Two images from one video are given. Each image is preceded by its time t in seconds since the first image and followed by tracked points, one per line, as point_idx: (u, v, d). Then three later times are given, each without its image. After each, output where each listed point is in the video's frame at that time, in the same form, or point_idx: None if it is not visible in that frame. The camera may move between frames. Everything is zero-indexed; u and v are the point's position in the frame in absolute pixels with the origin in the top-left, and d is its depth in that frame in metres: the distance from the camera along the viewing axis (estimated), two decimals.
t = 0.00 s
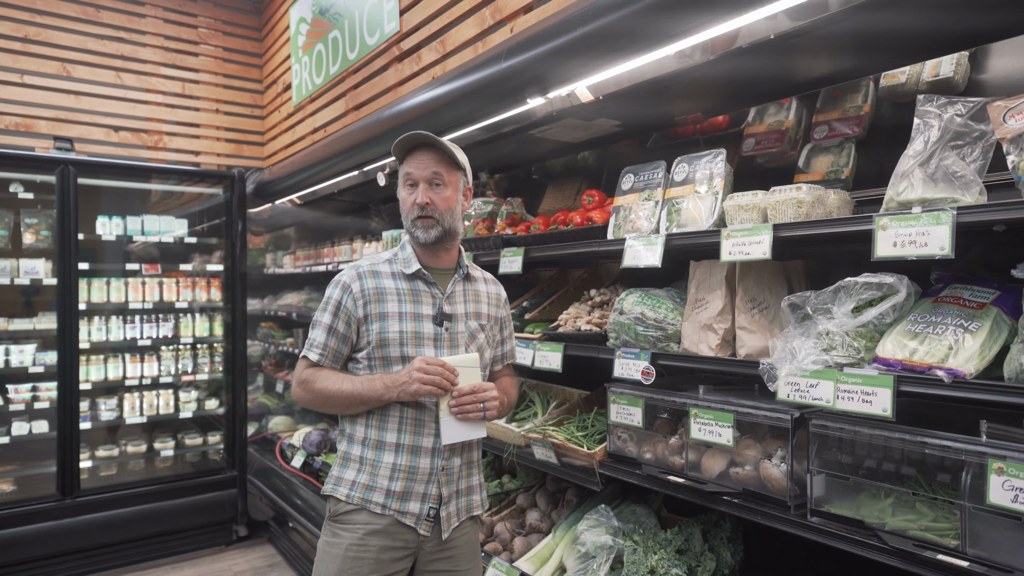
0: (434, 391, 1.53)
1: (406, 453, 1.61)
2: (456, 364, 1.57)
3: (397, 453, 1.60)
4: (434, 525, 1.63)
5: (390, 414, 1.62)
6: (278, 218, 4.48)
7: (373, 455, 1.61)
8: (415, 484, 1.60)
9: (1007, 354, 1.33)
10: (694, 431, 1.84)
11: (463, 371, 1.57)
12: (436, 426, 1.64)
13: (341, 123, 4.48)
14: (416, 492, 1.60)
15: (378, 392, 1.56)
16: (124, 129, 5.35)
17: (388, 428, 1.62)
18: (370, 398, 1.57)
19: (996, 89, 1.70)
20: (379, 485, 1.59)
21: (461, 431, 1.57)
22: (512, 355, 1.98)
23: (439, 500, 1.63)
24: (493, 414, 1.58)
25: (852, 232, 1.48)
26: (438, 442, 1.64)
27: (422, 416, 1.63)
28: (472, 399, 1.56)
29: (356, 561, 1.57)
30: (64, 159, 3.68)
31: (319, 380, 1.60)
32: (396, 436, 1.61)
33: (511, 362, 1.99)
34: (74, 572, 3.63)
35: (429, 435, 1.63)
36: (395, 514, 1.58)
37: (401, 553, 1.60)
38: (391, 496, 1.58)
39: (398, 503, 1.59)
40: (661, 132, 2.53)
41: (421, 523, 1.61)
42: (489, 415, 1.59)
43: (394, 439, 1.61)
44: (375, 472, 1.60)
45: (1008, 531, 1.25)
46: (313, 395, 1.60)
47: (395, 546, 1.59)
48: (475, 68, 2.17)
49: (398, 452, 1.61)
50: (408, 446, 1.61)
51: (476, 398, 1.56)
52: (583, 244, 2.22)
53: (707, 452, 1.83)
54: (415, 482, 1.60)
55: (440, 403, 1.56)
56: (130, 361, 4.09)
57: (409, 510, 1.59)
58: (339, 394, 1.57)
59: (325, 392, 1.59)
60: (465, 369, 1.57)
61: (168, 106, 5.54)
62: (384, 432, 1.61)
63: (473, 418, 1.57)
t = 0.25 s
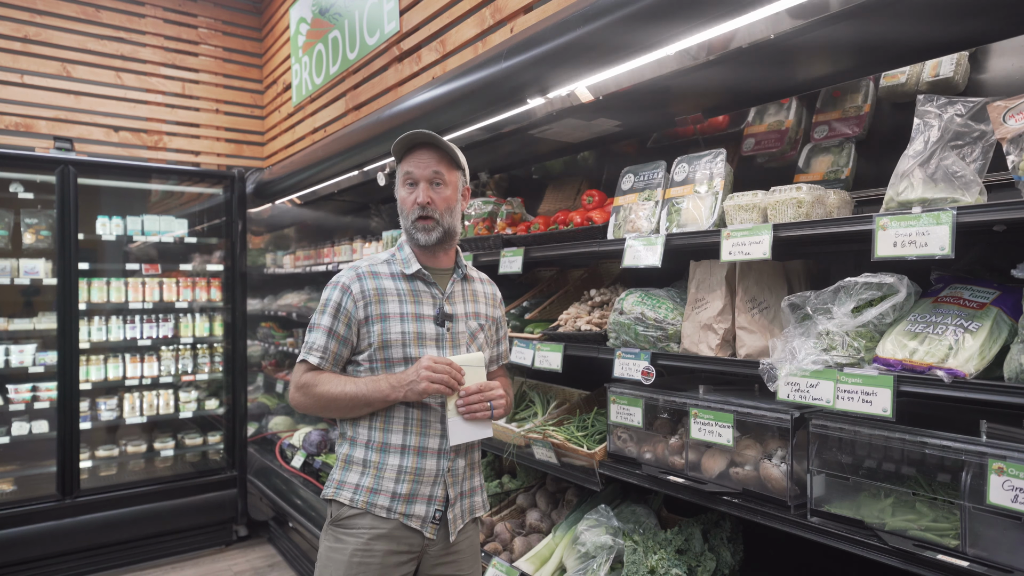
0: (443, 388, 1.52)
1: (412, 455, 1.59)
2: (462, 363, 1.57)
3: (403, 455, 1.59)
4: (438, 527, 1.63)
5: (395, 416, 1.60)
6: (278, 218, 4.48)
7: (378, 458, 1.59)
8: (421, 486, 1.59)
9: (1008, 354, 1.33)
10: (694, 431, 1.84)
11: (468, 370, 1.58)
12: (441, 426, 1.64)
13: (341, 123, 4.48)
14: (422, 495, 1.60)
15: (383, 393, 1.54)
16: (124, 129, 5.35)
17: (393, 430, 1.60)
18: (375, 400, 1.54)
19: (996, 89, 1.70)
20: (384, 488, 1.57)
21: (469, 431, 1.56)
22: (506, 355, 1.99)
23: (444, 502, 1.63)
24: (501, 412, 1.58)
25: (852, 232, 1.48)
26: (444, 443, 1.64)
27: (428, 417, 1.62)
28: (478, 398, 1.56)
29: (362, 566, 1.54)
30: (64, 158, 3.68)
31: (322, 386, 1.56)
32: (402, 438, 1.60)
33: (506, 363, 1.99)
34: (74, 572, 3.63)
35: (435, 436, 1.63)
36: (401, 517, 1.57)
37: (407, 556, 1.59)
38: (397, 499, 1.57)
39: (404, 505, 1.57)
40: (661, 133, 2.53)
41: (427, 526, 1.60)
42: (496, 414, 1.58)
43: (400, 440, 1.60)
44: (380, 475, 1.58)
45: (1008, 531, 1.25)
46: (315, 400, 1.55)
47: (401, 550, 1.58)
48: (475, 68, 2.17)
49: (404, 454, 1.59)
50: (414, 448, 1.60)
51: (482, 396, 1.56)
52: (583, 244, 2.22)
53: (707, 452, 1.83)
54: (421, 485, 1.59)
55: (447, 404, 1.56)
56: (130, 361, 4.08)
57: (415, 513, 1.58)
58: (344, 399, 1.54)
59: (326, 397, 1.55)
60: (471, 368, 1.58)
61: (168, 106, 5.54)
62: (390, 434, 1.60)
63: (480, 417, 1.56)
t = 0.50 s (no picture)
0: (443, 388, 1.50)
1: (413, 459, 1.59)
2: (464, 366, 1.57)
3: (404, 458, 1.59)
4: (439, 533, 1.63)
5: (396, 419, 1.60)
6: (278, 218, 4.48)
7: (378, 461, 1.59)
8: (422, 491, 1.59)
9: (1008, 354, 1.33)
10: (694, 431, 1.84)
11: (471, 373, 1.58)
12: (443, 430, 1.64)
13: (341, 123, 4.48)
14: (423, 499, 1.60)
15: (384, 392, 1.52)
16: (124, 129, 5.35)
17: (394, 433, 1.59)
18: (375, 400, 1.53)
19: (996, 89, 1.70)
20: (385, 492, 1.57)
21: (476, 434, 1.57)
22: (503, 357, 2.00)
23: (445, 506, 1.63)
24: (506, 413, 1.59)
25: (852, 232, 1.48)
26: (445, 447, 1.64)
27: (430, 420, 1.62)
28: (483, 400, 1.57)
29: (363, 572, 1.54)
30: (64, 159, 3.68)
31: (319, 387, 1.54)
32: (403, 441, 1.59)
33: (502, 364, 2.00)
34: (74, 572, 3.63)
35: (436, 440, 1.63)
36: (401, 522, 1.57)
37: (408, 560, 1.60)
38: (398, 504, 1.57)
39: (405, 510, 1.57)
40: (661, 133, 2.53)
41: (428, 530, 1.60)
42: (501, 415, 1.59)
43: (401, 443, 1.59)
44: (381, 479, 1.57)
45: (1008, 531, 1.25)
46: (313, 402, 1.54)
47: (401, 555, 1.58)
48: (476, 68, 2.17)
49: (405, 458, 1.59)
50: (416, 451, 1.60)
51: (487, 398, 1.57)
52: (583, 244, 2.22)
53: (707, 452, 1.83)
54: (423, 489, 1.59)
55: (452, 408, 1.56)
56: (130, 361, 4.08)
57: (416, 517, 1.58)
58: (341, 400, 1.53)
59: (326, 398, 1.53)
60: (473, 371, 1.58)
61: (168, 106, 5.54)
62: (390, 437, 1.59)
63: (486, 419, 1.57)
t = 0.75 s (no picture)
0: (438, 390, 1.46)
1: (411, 464, 1.59)
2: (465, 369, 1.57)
3: (402, 463, 1.58)
4: (437, 539, 1.63)
5: (393, 423, 1.60)
6: (278, 218, 4.49)
7: (375, 466, 1.58)
8: (420, 496, 1.59)
9: (1008, 355, 1.33)
10: (694, 431, 1.85)
11: (476, 378, 1.57)
12: (442, 434, 1.64)
13: (341, 123, 4.48)
14: (421, 505, 1.59)
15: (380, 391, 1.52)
16: (124, 129, 5.35)
17: (392, 437, 1.59)
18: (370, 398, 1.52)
19: (996, 89, 1.70)
20: (382, 498, 1.56)
21: (490, 440, 1.55)
22: (500, 358, 2.00)
23: (443, 512, 1.63)
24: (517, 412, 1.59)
25: (852, 232, 1.48)
26: (444, 451, 1.64)
27: (428, 425, 1.62)
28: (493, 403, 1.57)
29: None
30: (64, 159, 3.68)
31: (317, 389, 1.54)
32: (401, 446, 1.59)
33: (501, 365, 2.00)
34: (74, 572, 3.63)
35: (435, 444, 1.62)
36: (399, 529, 1.56)
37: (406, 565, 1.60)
38: (395, 510, 1.56)
39: (403, 516, 1.57)
40: (661, 132, 2.53)
41: (425, 537, 1.60)
42: (512, 416, 1.59)
43: (399, 448, 1.59)
44: (378, 485, 1.57)
45: (1008, 531, 1.25)
46: (310, 403, 1.54)
47: (399, 560, 1.58)
48: (476, 68, 2.17)
49: (402, 462, 1.59)
50: (414, 456, 1.60)
51: (495, 400, 1.57)
52: (583, 244, 2.22)
53: (707, 452, 1.83)
54: (421, 494, 1.59)
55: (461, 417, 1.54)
56: (130, 361, 4.09)
57: (414, 523, 1.58)
58: (339, 401, 1.53)
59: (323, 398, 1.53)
60: (478, 376, 1.58)
61: (168, 106, 5.55)
62: (388, 441, 1.59)
63: (499, 422, 1.56)
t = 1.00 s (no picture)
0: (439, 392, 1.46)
1: (410, 466, 1.59)
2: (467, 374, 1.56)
3: (401, 466, 1.58)
4: (436, 542, 1.63)
5: (393, 425, 1.60)
6: (278, 218, 4.49)
7: (374, 469, 1.58)
8: (419, 499, 1.59)
9: (1008, 355, 1.33)
10: (694, 431, 1.85)
11: (484, 382, 1.58)
12: (441, 436, 1.64)
13: (341, 123, 4.48)
14: (420, 508, 1.59)
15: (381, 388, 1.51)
16: (124, 129, 5.35)
17: (391, 440, 1.59)
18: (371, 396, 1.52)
19: (996, 89, 1.70)
20: (381, 501, 1.56)
21: (501, 442, 1.56)
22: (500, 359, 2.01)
23: (442, 514, 1.63)
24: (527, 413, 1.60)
25: (852, 232, 1.48)
26: (443, 454, 1.64)
27: (427, 427, 1.62)
28: (503, 406, 1.57)
29: None
30: (64, 159, 3.68)
31: (315, 387, 1.53)
32: (400, 448, 1.59)
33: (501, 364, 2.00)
34: (74, 572, 3.63)
35: (434, 447, 1.62)
36: (398, 532, 1.56)
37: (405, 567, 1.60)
38: (394, 513, 1.56)
39: (402, 519, 1.57)
40: (661, 133, 2.53)
41: (424, 540, 1.60)
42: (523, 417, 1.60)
43: (398, 450, 1.59)
44: (377, 488, 1.57)
45: (1008, 531, 1.25)
46: (308, 401, 1.53)
47: (398, 563, 1.58)
48: (476, 68, 2.17)
49: (402, 465, 1.58)
50: (413, 458, 1.59)
51: (505, 402, 1.58)
52: (583, 244, 2.22)
53: (707, 452, 1.83)
54: (420, 497, 1.59)
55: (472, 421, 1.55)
56: (130, 361, 4.09)
57: (413, 526, 1.58)
58: (338, 399, 1.52)
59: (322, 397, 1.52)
60: (487, 380, 1.58)
61: (168, 106, 5.54)
62: (387, 444, 1.59)
63: (510, 424, 1.57)
